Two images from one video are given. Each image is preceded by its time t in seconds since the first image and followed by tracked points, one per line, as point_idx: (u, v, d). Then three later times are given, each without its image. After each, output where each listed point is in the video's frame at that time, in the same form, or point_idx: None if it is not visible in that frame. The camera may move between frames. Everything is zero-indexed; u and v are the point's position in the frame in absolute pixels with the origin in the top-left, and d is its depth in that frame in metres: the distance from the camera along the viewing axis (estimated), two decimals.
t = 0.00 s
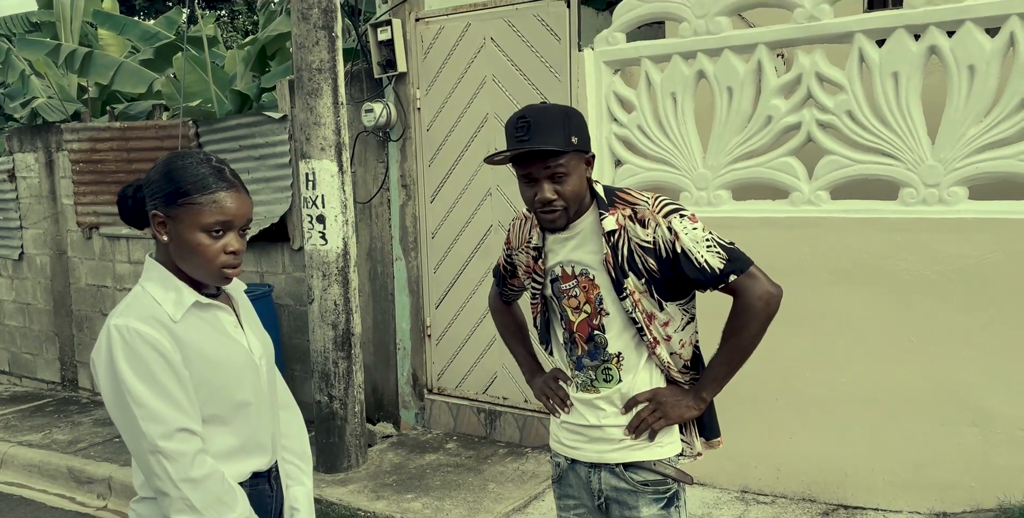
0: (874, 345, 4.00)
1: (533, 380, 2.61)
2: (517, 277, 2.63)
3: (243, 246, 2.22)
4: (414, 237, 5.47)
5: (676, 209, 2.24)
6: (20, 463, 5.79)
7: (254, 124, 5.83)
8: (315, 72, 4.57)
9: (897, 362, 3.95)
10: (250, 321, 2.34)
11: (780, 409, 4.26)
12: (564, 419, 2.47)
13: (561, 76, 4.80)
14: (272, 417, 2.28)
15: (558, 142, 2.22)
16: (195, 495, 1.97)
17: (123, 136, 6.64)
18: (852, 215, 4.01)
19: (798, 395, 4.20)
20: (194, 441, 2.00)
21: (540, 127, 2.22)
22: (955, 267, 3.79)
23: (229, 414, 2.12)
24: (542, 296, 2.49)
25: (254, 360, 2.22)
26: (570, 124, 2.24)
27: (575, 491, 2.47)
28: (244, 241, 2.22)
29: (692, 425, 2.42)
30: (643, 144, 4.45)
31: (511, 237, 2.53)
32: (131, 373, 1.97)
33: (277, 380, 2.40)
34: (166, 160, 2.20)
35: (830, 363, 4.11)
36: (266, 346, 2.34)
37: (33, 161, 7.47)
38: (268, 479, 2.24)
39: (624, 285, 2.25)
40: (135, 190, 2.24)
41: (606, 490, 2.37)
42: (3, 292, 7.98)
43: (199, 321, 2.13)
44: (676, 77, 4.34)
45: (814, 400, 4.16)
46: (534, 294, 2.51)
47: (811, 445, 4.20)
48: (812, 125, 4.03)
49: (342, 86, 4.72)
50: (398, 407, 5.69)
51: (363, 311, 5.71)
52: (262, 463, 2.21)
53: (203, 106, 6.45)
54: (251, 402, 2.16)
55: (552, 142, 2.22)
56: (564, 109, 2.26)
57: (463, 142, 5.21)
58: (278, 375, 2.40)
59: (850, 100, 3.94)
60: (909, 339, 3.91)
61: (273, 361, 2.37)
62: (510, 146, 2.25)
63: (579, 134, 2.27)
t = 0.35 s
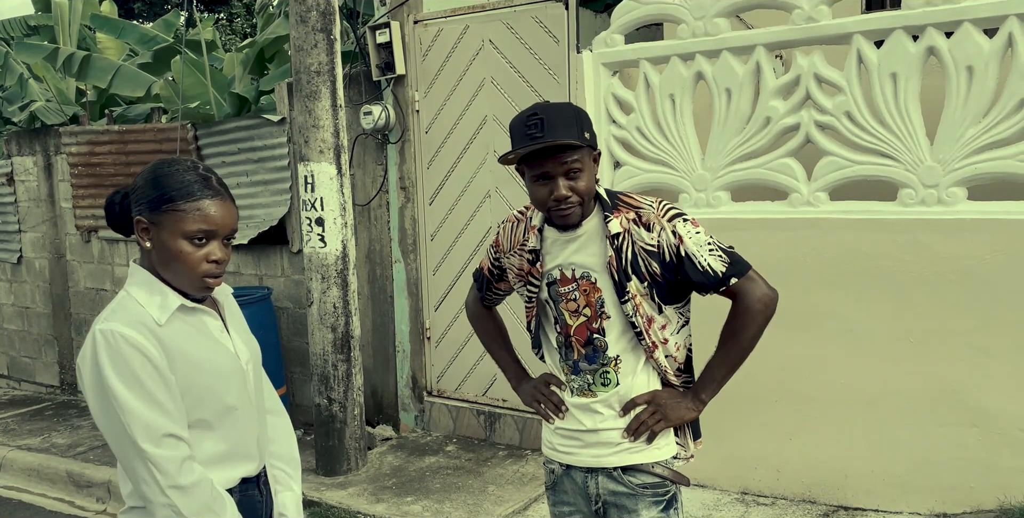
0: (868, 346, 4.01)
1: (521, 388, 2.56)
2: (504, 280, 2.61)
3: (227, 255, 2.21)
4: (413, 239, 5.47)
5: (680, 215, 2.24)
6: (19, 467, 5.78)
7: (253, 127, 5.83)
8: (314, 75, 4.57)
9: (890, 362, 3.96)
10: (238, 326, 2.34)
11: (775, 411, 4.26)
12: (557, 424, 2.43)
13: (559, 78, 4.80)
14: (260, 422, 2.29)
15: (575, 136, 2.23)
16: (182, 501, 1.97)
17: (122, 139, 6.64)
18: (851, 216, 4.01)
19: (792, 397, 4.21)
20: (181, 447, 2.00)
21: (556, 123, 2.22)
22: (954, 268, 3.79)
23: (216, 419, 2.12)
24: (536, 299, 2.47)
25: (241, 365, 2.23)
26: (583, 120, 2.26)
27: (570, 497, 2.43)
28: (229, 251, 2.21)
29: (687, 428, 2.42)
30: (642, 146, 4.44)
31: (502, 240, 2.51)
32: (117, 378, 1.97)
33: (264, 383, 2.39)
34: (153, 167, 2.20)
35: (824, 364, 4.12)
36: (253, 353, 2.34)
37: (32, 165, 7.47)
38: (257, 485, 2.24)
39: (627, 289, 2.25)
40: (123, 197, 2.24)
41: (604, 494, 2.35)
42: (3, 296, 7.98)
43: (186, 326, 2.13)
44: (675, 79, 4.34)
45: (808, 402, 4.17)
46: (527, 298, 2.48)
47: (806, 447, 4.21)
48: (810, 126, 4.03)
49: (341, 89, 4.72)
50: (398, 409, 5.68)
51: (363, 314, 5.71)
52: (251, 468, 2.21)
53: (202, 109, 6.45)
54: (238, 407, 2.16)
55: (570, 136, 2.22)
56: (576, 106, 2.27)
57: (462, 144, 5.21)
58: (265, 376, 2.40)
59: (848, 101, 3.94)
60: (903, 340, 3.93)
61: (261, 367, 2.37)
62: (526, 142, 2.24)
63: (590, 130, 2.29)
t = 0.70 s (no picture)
0: (868, 345, 4.01)
1: (514, 391, 2.54)
2: (494, 284, 2.60)
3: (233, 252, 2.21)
4: (412, 241, 5.47)
5: (675, 216, 2.26)
6: (19, 470, 5.78)
7: (251, 129, 5.82)
8: (313, 77, 4.57)
9: (891, 361, 3.96)
10: (248, 327, 2.34)
11: (777, 409, 4.27)
12: (553, 427, 2.42)
13: (558, 79, 4.80)
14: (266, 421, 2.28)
15: (573, 136, 2.24)
16: (178, 499, 1.97)
17: (121, 141, 6.64)
18: (849, 216, 4.01)
19: (793, 395, 4.22)
20: (179, 445, 2.00)
21: (555, 123, 2.22)
22: (953, 267, 3.79)
23: (217, 417, 2.12)
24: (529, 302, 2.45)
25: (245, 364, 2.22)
26: (581, 119, 2.27)
27: (565, 501, 2.43)
28: (234, 247, 2.21)
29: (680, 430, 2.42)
30: (641, 147, 4.44)
31: (495, 243, 2.51)
32: (116, 375, 1.98)
33: (274, 377, 2.41)
34: (158, 164, 2.21)
35: (825, 362, 4.12)
36: (261, 353, 2.33)
37: (31, 168, 7.47)
38: (257, 484, 2.23)
39: (623, 290, 2.25)
40: (129, 193, 2.24)
41: (601, 497, 2.34)
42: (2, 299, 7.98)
43: (188, 324, 2.13)
44: (674, 79, 4.34)
45: (809, 400, 4.17)
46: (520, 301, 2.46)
47: (807, 445, 4.21)
48: (809, 126, 4.03)
49: (339, 90, 4.72)
50: (398, 411, 5.68)
51: (362, 315, 5.71)
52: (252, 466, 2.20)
53: (200, 111, 6.45)
54: (240, 406, 2.16)
55: (569, 135, 2.23)
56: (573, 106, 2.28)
57: (462, 146, 5.21)
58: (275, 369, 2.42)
59: (847, 101, 3.94)
60: (904, 339, 3.92)
61: (268, 367, 2.36)
62: (524, 142, 2.24)
63: (587, 131, 2.29)
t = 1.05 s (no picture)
0: (868, 344, 4.01)
1: (511, 392, 2.54)
2: (490, 285, 2.61)
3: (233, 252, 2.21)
4: (411, 241, 5.47)
5: (668, 215, 2.26)
6: (18, 471, 5.78)
7: (250, 129, 5.83)
8: (312, 77, 4.57)
9: (890, 361, 3.96)
10: (249, 328, 2.34)
11: (777, 409, 4.27)
12: (549, 428, 2.42)
13: (556, 79, 4.80)
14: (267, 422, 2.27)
15: (565, 136, 2.24)
16: (175, 501, 1.97)
17: (120, 142, 6.64)
18: (848, 216, 4.01)
19: (793, 395, 4.22)
20: (175, 447, 2.00)
21: (546, 122, 2.22)
22: (951, 266, 3.80)
23: (215, 419, 2.12)
24: (524, 303, 2.45)
25: (245, 366, 2.22)
26: (572, 118, 2.28)
27: (562, 501, 2.43)
28: (235, 248, 2.21)
29: (677, 430, 2.42)
30: (639, 146, 4.44)
31: (490, 244, 2.51)
32: (112, 380, 1.98)
33: (277, 374, 2.41)
34: (160, 164, 2.21)
35: (824, 362, 4.12)
36: (262, 354, 2.33)
37: (30, 169, 7.47)
38: (259, 483, 2.23)
39: (617, 289, 2.25)
40: (129, 194, 2.24)
41: (597, 497, 2.35)
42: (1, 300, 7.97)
43: (186, 327, 2.13)
44: (672, 79, 4.35)
45: (809, 400, 4.17)
46: (515, 301, 2.46)
47: (807, 444, 4.21)
48: (807, 125, 4.03)
49: (338, 91, 4.72)
50: (397, 411, 5.69)
51: (361, 315, 5.72)
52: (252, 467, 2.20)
53: (199, 112, 6.45)
54: (239, 407, 2.16)
55: (561, 135, 2.23)
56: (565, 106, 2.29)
57: (461, 145, 5.21)
58: (277, 367, 2.41)
59: (845, 100, 3.95)
60: (903, 339, 3.93)
61: (270, 367, 2.36)
62: (517, 142, 2.24)
63: (579, 130, 2.30)
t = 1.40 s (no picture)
0: (868, 342, 4.01)
1: (509, 391, 2.54)
2: (488, 284, 2.61)
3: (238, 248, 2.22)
4: (411, 240, 5.47)
5: (665, 213, 2.26)
6: (18, 471, 5.78)
7: (249, 129, 5.82)
8: (310, 76, 4.57)
9: (891, 359, 3.96)
10: (250, 328, 2.33)
11: (778, 408, 4.27)
12: (548, 427, 2.42)
13: (555, 78, 4.80)
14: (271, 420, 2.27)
15: (564, 132, 2.24)
16: (182, 500, 1.98)
17: (118, 142, 6.63)
18: (846, 214, 4.01)
19: (794, 393, 4.22)
20: (181, 447, 2.00)
21: (546, 119, 2.22)
22: (950, 264, 3.80)
23: (220, 418, 2.12)
24: (521, 302, 2.45)
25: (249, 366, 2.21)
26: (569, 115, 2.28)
27: (561, 500, 2.43)
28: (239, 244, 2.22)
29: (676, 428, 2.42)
30: (638, 145, 4.44)
31: (488, 243, 2.51)
32: (118, 379, 1.98)
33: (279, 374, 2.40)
34: (158, 164, 2.21)
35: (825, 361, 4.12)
36: (265, 353, 2.32)
37: (28, 169, 7.47)
38: (264, 480, 2.23)
39: (615, 287, 2.25)
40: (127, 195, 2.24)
41: (596, 495, 2.35)
42: None
43: (191, 327, 2.13)
44: (671, 78, 4.34)
45: (811, 399, 4.17)
46: (513, 301, 2.46)
47: (808, 442, 4.21)
48: (806, 123, 4.03)
49: (337, 90, 4.72)
50: (397, 410, 5.69)
51: (361, 314, 5.72)
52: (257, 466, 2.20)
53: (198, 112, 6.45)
54: (245, 406, 2.16)
55: (560, 131, 2.23)
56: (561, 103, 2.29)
57: (460, 144, 5.21)
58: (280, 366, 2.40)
59: (844, 99, 3.94)
60: (904, 337, 3.92)
61: (273, 366, 2.35)
62: (516, 141, 2.24)
63: (577, 127, 2.30)
